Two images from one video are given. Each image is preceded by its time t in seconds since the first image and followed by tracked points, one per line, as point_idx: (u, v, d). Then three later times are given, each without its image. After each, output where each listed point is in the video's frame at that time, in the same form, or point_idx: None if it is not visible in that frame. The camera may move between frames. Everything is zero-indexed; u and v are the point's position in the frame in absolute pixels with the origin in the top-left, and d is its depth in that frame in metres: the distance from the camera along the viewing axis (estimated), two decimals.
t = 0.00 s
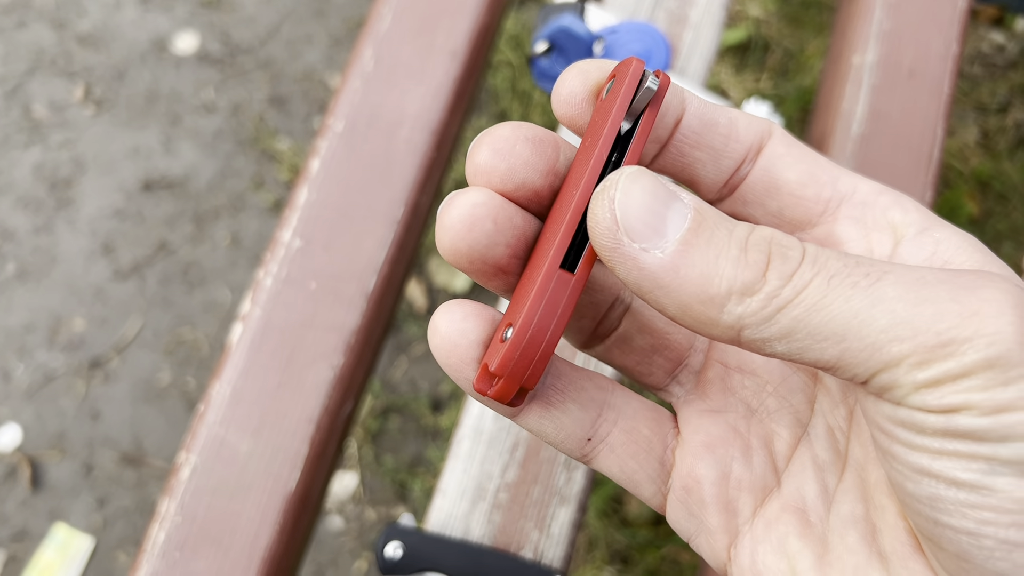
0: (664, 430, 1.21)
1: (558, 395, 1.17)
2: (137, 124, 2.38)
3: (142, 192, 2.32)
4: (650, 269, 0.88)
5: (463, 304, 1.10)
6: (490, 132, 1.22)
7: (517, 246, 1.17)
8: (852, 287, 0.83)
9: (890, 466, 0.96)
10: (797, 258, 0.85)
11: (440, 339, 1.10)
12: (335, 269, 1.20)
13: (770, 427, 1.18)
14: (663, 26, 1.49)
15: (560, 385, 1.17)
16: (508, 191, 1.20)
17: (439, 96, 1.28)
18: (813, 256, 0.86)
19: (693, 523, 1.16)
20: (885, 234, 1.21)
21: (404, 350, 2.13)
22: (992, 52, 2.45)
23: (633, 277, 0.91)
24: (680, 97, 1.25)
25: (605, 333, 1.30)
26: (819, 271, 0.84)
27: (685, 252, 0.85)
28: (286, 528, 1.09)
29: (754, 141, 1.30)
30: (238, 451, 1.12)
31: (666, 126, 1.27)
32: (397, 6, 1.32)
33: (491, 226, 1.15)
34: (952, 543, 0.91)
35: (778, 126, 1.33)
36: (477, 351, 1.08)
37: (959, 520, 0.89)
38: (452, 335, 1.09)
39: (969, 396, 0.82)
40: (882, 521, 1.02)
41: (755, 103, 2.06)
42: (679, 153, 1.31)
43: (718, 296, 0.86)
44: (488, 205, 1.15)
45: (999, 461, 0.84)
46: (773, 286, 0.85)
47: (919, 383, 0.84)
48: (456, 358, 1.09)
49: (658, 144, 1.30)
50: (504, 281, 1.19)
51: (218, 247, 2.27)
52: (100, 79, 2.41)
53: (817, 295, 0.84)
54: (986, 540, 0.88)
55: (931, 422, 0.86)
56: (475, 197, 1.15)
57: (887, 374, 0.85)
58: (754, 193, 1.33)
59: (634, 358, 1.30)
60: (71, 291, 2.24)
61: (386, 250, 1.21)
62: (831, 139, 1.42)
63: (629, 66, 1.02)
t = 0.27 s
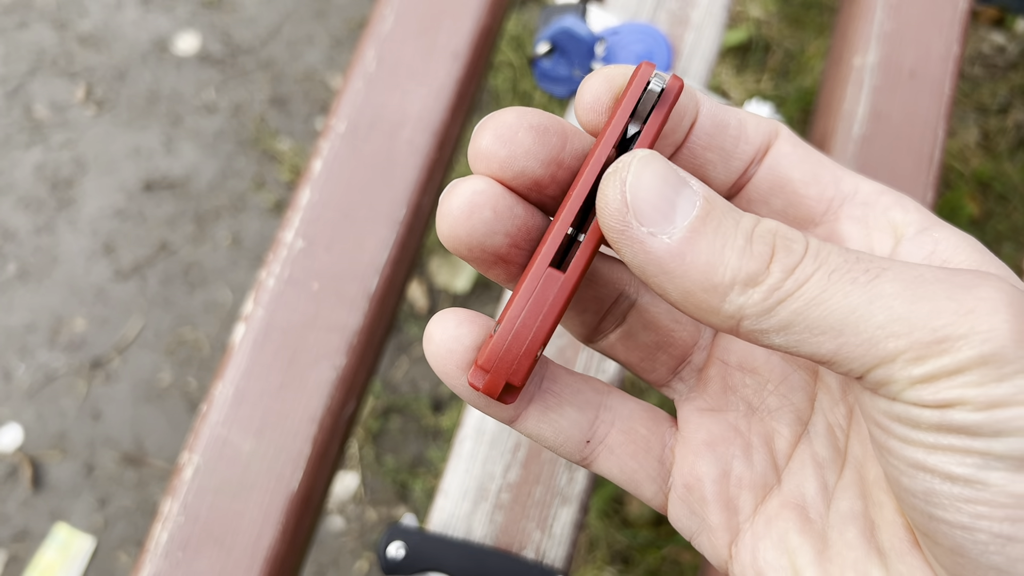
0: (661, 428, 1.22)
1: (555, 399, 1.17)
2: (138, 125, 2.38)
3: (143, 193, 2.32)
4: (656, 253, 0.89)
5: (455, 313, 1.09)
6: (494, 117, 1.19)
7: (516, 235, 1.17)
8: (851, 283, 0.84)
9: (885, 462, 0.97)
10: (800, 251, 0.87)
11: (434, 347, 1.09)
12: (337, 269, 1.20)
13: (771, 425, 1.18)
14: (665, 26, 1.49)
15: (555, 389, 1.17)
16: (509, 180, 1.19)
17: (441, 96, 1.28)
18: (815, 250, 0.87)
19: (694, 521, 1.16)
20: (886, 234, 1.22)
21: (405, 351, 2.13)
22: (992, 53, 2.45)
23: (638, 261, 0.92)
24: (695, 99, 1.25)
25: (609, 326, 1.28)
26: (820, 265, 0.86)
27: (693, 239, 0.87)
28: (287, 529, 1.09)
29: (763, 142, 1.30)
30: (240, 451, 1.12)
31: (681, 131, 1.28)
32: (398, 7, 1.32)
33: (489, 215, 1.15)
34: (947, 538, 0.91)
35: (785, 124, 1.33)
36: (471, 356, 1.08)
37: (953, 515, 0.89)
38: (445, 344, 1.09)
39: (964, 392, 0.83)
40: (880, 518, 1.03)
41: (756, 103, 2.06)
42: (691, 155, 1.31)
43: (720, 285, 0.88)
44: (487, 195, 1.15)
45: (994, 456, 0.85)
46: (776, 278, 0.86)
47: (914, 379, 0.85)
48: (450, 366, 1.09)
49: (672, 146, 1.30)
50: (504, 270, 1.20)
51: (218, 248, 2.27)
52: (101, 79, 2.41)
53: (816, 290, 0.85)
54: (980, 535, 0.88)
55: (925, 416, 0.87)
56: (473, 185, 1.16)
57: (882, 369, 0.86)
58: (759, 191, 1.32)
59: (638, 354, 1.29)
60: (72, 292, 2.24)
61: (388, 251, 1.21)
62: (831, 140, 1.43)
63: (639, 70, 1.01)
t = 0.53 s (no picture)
0: (661, 438, 1.19)
1: (556, 421, 1.13)
2: (139, 125, 2.38)
3: (144, 193, 2.32)
4: (666, 239, 0.89)
5: (451, 343, 1.05)
6: (505, 111, 1.19)
7: (520, 231, 1.17)
8: (852, 281, 0.85)
9: (882, 460, 0.96)
10: (805, 247, 0.88)
11: (431, 380, 1.05)
12: (339, 270, 1.21)
13: (773, 429, 1.17)
14: (666, 27, 1.49)
15: (554, 413, 1.13)
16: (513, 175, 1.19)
17: (443, 97, 1.28)
18: (819, 247, 0.88)
19: (699, 529, 1.14)
20: (887, 239, 1.23)
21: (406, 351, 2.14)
22: (993, 53, 2.45)
23: (646, 245, 0.92)
24: (701, 102, 1.24)
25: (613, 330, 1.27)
26: (823, 263, 0.86)
27: (703, 227, 0.87)
28: (289, 529, 1.09)
29: (767, 145, 1.30)
30: (242, 451, 1.12)
31: (687, 133, 1.27)
32: (400, 7, 1.32)
33: (494, 209, 1.15)
34: (944, 537, 0.92)
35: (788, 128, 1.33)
36: (474, 385, 1.05)
37: (950, 514, 0.89)
38: (444, 377, 1.04)
39: (961, 391, 0.83)
40: (879, 520, 1.04)
41: (757, 104, 2.06)
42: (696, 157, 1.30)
43: (726, 275, 0.88)
44: (491, 188, 1.15)
45: (990, 455, 0.85)
46: (781, 272, 0.87)
47: (911, 378, 0.85)
48: (452, 399, 1.04)
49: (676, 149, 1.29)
50: (506, 266, 1.20)
51: (220, 248, 2.27)
52: (102, 80, 2.42)
53: (817, 287, 0.86)
54: (977, 533, 0.88)
55: (922, 415, 0.87)
56: (479, 180, 1.15)
57: (880, 368, 0.86)
58: (762, 196, 1.32)
59: (642, 357, 1.29)
60: (73, 292, 2.25)
61: (390, 251, 1.22)
62: (833, 141, 1.43)
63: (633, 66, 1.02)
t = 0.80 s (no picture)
0: (659, 446, 1.18)
1: (557, 432, 1.11)
2: (139, 125, 2.38)
3: (144, 193, 2.32)
4: (658, 251, 0.90)
5: (450, 355, 1.02)
6: (489, 103, 1.18)
7: (508, 227, 1.16)
8: (844, 290, 0.85)
9: (875, 467, 0.96)
10: (797, 256, 0.88)
11: (429, 395, 1.02)
12: (339, 270, 1.21)
13: (771, 437, 1.18)
14: (666, 28, 1.49)
15: (556, 423, 1.11)
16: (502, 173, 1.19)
17: (443, 97, 1.28)
18: (811, 256, 0.88)
19: (698, 537, 1.14)
20: (884, 248, 1.23)
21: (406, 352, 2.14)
22: (993, 54, 2.45)
23: (639, 257, 0.93)
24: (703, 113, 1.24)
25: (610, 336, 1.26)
26: (814, 272, 0.86)
27: (694, 239, 0.88)
28: (289, 530, 1.09)
29: (766, 154, 1.30)
30: (241, 452, 1.12)
31: (689, 144, 1.26)
32: (400, 8, 1.32)
33: (482, 205, 1.15)
34: (938, 543, 0.92)
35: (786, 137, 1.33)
36: (475, 399, 1.02)
37: (944, 520, 0.89)
38: (443, 391, 1.02)
39: (953, 397, 0.83)
40: (875, 527, 1.03)
41: (757, 104, 2.06)
42: (697, 167, 1.30)
43: (717, 285, 0.89)
44: (478, 185, 1.15)
45: (983, 459, 0.85)
46: (772, 282, 0.87)
47: (904, 385, 0.85)
48: (451, 413, 1.02)
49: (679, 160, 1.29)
50: (499, 265, 1.20)
51: (220, 249, 2.27)
52: (103, 80, 2.42)
53: (809, 296, 0.86)
54: (970, 539, 0.88)
55: (914, 421, 0.87)
56: (467, 178, 1.15)
57: (872, 376, 0.87)
58: (760, 203, 1.32)
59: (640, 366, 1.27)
60: (73, 292, 2.25)
61: (390, 252, 1.22)
62: (833, 141, 1.42)
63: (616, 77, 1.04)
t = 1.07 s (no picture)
0: (658, 435, 1.19)
1: (550, 412, 1.13)
2: (139, 126, 2.38)
3: (144, 194, 2.32)
4: (666, 228, 0.91)
5: (440, 332, 1.07)
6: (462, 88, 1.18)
7: (483, 208, 1.16)
8: (853, 273, 0.86)
9: (882, 456, 0.96)
10: (805, 240, 0.89)
11: (421, 369, 1.07)
12: (339, 270, 1.21)
13: (772, 428, 1.17)
14: (666, 28, 1.49)
15: (550, 403, 1.14)
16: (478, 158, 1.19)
17: (443, 97, 1.28)
18: (820, 240, 0.89)
19: (697, 527, 1.14)
20: (884, 235, 1.22)
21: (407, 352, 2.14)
22: (993, 55, 2.45)
23: (646, 235, 0.94)
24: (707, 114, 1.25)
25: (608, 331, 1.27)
26: (824, 255, 0.87)
27: (702, 217, 0.89)
28: (289, 529, 1.09)
29: (767, 151, 1.31)
30: (242, 451, 1.12)
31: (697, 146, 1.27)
32: (401, 8, 1.32)
33: (455, 185, 1.15)
34: (944, 534, 0.91)
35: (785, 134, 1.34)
36: (463, 375, 1.06)
37: (950, 511, 0.89)
38: (434, 365, 1.06)
39: (961, 384, 0.83)
40: (880, 518, 1.03)
41: (757, 105, 2.06)
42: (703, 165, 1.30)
43: (725, 265, 0.90)
44: (453, 167, 1.15)
45: (989, 450, 0.84)
46: (779, 263, 0.88)
47: (911, 370, 0.85)
48: (440, 386, 1.06)
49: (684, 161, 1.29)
50: (481, 250, 1.19)
51: (220, 249, 2.27)
52: (103, 81, 2.42)
53: (817, 278, 0.87)
54: (976, 530, 0.88)
55: (920, 409, 0.86)
56: (441, 161, 1.15)
57: (879, 360, 0.87)
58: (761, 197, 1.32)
59: (640, 360, 1.29)
60: (73, 293, 2.25)
61: (390, 252, 1.22)
62: (833, 142, 1.43)
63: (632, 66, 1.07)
